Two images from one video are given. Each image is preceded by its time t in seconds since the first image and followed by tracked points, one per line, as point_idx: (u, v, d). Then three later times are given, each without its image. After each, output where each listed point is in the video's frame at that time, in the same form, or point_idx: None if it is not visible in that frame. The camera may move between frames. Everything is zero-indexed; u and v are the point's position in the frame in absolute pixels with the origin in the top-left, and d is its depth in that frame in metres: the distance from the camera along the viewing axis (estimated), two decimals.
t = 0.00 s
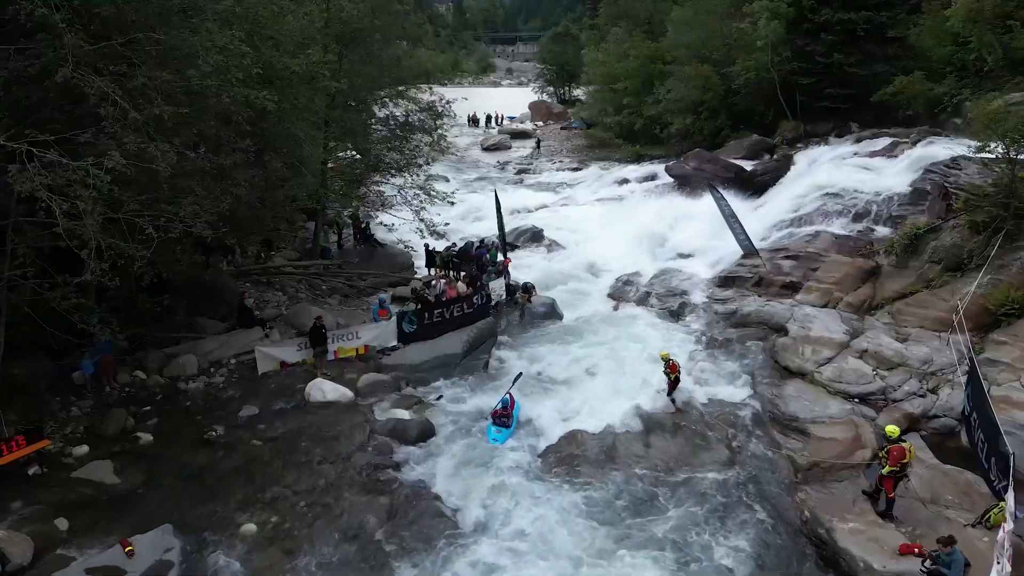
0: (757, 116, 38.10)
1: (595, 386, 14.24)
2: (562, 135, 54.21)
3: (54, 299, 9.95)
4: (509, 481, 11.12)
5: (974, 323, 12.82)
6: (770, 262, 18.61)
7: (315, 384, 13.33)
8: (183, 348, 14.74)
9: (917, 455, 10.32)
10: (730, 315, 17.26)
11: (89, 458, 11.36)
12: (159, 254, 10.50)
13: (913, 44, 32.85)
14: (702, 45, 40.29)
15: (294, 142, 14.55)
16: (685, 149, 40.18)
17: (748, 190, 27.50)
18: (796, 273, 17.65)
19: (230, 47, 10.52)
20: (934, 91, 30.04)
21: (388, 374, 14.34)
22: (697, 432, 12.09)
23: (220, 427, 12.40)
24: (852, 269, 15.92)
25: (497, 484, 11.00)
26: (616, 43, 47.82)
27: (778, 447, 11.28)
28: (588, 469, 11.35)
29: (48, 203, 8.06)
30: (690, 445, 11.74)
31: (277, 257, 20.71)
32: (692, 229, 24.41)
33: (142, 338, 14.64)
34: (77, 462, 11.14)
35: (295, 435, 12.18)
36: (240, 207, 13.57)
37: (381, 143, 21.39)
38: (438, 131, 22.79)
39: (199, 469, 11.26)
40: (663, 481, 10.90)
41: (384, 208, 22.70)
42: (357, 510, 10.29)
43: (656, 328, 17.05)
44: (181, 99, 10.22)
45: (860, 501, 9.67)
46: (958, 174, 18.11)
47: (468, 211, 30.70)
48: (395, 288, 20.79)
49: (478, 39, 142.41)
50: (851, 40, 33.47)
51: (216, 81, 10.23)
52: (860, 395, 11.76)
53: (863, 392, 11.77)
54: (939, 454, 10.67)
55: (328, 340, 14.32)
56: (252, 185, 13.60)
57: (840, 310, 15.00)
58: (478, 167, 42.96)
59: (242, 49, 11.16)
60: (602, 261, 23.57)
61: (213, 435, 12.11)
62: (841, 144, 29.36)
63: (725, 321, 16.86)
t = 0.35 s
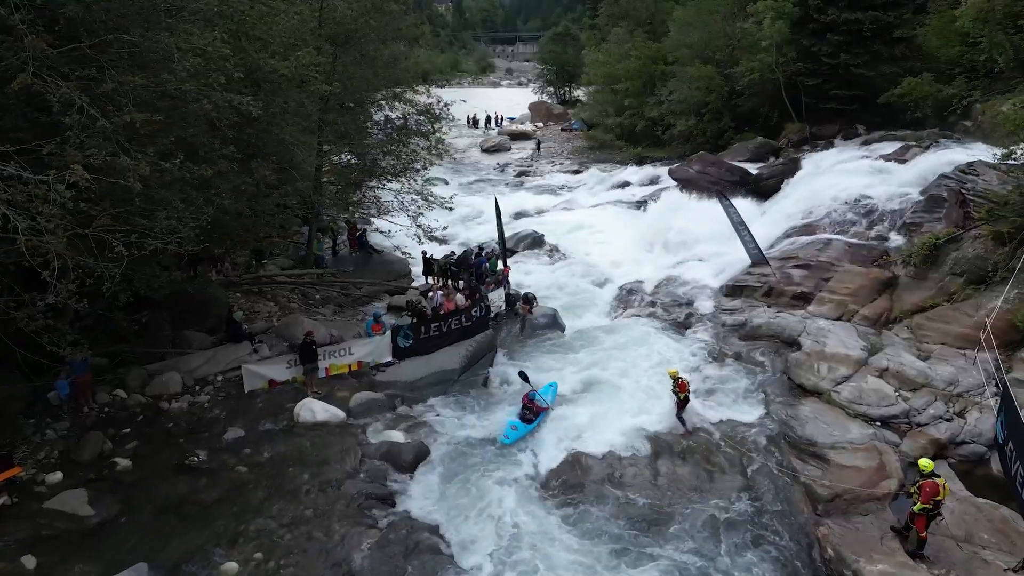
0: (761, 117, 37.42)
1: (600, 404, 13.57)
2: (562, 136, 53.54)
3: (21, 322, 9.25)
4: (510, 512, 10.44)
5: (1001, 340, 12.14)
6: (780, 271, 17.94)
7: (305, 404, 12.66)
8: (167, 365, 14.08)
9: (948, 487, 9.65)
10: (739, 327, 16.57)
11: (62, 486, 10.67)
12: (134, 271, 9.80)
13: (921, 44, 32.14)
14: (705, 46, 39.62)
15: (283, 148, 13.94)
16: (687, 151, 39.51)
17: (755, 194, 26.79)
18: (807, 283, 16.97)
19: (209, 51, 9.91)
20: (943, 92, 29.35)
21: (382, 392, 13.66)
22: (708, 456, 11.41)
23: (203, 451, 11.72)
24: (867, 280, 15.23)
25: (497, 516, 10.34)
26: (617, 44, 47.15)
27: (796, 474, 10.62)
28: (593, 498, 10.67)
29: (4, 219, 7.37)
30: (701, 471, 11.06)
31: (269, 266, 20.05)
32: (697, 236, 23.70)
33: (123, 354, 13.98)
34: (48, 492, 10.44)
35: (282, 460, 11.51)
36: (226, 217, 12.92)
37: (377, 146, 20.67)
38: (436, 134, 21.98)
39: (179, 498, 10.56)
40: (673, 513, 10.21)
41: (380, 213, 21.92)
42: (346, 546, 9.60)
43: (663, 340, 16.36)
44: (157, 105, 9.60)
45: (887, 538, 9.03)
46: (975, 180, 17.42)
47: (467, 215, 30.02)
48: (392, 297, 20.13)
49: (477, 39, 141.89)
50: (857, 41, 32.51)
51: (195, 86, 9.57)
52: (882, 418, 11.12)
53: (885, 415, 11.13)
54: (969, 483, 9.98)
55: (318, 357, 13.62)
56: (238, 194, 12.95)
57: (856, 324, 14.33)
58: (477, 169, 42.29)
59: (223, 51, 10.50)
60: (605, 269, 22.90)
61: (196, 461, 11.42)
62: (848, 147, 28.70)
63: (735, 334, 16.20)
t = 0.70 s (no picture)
0: (764, 119, 36.79)
1: (604, 422, 12.92)
2: (561, 137, 52.90)
3: None
4: (511, 547, 9.79)
5: None
6: (789, 280, 17.31)
7: (293, 427, 11.98)
8: (148, 383, 13.42)
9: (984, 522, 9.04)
10: (747, 339, 15.92)
11: (31, 517, 9.98)
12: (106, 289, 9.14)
13: (928, 45, 31.51)
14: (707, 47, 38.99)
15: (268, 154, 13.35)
16: (689, 154, 38.87)
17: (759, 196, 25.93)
18: (817, 293, 16.31)
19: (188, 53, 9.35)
20: (951, 94, 28.72)
21: (375, 412, 13.00)
22: (719, 483, 10.76)
23: (184, 479, 11.04)
24: (882, 291, 14.60)
25: (497, 551, 9.69)
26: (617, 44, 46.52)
27: (815, 506, 9.98)
28: (599, 531, 10.01)
29: None
30: (713, 499, 10.41)
31: (259, 275, 19.38)
32: (701, 242, 23.05)
33: (102, 372, 13.31)
34: (16, 524, 9.76)
35: (267, 488, 10.82)
36: (207, 228, 12.31)
37: (373, 151, 19.94)
38: (432, 137, 21.44)
39: (155, 531, 9.87)
40: (685, 548, 9.56)
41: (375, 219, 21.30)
42: None
43: (668, 352, 15.70)
44: (129, 111, 9.02)
45: None
46: (991, 185, 16.78)
47: (464, 219, 29.35)
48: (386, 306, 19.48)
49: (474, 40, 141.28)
50: (863, 41, 31.94)
51: (170, 92, 8.96)
52: (904, 443, 10.49)
53: (907, 440, 10.50)
54: (1001, 516, 9.34)
55: (307, 375, 12.95)
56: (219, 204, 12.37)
57: (871, 338, 13.70)
58: (475, 171, 41.62)
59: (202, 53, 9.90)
60: (606, 276, 22.25)
61: (175, 490, 10.73)
62: (854, 151, 28.11)
63: (743, 347, 15.55)
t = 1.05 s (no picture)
0: (760, 120, 36.35)
1: (604, 440, 12.35)
2: (555, 138, 52.36)
3: None
4: None
5: None
6: (791, 288, 16.81)
7: (276, 449, 11.34)
8: (125, 402, 12.77)
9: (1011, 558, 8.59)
10: (750, 349, 15.37)
11: None
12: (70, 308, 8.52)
13: (926, 45, 31.12)
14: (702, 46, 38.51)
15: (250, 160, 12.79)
16: (684, 155, 38.38)
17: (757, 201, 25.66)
18: (821, 301, 15.79)
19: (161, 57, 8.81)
20: (950, 95, 28.30)
21: (363, 431, 12.38)
22: (726, 508, 10.21)
23: (158, 507, 10.40)
24: (890, 300, 14.11)
25: None
26: (611, 44, 46.00)
27: (828, 533, 9.46)
28: (600, 561, 9.44)
29: None
30: (720, 526, 9.85)
31: (245, 284, 18.74)
32: (699, 248, 22.54)
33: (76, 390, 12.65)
34: None
35: (248, 517, 10.19)
36: (185, 239, 11.70)
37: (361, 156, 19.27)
38: (424, 141, 20.80)
39: (126, 566, 9.22)
40: None
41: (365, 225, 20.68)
42: None
43: (668, 364, 15.13)
44: (95, 118, 8.48)
45: None
46: (998, 190, 16.37)
47: (457, 224, 28.76)
48: (376, 316, 18.87)
49: (466, 40, 140.63)
50: (860, 42, 31.48)
51: (138, 97, 8.39)
52: (920, 465, 10.00)
53: (923, 462, 10.01)
54: None
55: (291, 393, 12.30)
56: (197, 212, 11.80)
57: (880, 351, 13.23)
58: (468, 173, 41.03)
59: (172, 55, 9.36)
60: (602, 282, 21.72)
61: (148, 520, 10.08)
62: (853, 153, 27.70)
63: (746, 358, 15.03)
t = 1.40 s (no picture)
0: (757, 121, 36.00)
1: (603, 456, 11.90)
2: (549, 138, 51.91)
3: None
4: None
5: None
6: (793, 294, 16.40)
7: (261, 469, 10.82)
8: (102, 419, 12.20)
9: None
10: (752, 359, 14.92)
11: None
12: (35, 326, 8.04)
13: (924, 45, 30.82)
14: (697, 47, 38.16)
15: (234, 166, 12.34)
16: (680, 156, 37.97)
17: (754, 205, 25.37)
18: (825, 309, 15.38)
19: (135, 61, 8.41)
20: (949, 95, 27.95)
21: (352, 449, 11.86)
22: (733, 531, 9.76)
23: (135, 533, 9.85)
24: (896, 309, 13.73)
25: None
26: (605, 44, 45.57)
27: (841, 558, 9.11)
28: None
29: None
30: (727, 551, 9.40)
31: (231, 291, 18.17)
32: (698, 253, 22.11)
33: (50, 408, 12.07)
34: None
35: (230, 544, 9.67)
36: (166, 249, 11.21)
37: (354, 157, 18.69)
38: (416, 143, 20.31)
39: None
40: None
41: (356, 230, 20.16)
42: None
43: (668, 375, 14.65)
44: (63, 125, 8.06)
45: None
46: (1004, 194, 16.22)
47: (450, 228, 28.26)
48: (367, 324, 18.36)
49: (459, 40, 140.01)
50: (858, 42, 31.11)
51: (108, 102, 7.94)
52: (933, 486, 9.67)
53: (937, 482, 9.69)
54: None
55: (277, 409, 11.75)
56: (179, 222, 11.35)
57: (887, 361, 12.83)
58: (462, 174, 40.50)
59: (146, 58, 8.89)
60: (599, 287, 21.29)
61: (124, 547, 9.53)
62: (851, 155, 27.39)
63: (748, 368, 14.59)
